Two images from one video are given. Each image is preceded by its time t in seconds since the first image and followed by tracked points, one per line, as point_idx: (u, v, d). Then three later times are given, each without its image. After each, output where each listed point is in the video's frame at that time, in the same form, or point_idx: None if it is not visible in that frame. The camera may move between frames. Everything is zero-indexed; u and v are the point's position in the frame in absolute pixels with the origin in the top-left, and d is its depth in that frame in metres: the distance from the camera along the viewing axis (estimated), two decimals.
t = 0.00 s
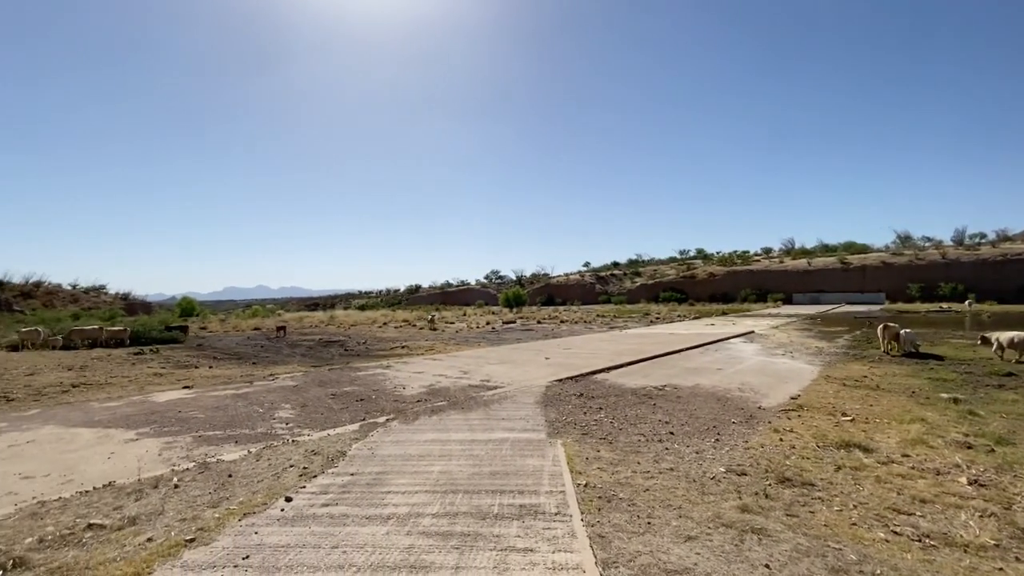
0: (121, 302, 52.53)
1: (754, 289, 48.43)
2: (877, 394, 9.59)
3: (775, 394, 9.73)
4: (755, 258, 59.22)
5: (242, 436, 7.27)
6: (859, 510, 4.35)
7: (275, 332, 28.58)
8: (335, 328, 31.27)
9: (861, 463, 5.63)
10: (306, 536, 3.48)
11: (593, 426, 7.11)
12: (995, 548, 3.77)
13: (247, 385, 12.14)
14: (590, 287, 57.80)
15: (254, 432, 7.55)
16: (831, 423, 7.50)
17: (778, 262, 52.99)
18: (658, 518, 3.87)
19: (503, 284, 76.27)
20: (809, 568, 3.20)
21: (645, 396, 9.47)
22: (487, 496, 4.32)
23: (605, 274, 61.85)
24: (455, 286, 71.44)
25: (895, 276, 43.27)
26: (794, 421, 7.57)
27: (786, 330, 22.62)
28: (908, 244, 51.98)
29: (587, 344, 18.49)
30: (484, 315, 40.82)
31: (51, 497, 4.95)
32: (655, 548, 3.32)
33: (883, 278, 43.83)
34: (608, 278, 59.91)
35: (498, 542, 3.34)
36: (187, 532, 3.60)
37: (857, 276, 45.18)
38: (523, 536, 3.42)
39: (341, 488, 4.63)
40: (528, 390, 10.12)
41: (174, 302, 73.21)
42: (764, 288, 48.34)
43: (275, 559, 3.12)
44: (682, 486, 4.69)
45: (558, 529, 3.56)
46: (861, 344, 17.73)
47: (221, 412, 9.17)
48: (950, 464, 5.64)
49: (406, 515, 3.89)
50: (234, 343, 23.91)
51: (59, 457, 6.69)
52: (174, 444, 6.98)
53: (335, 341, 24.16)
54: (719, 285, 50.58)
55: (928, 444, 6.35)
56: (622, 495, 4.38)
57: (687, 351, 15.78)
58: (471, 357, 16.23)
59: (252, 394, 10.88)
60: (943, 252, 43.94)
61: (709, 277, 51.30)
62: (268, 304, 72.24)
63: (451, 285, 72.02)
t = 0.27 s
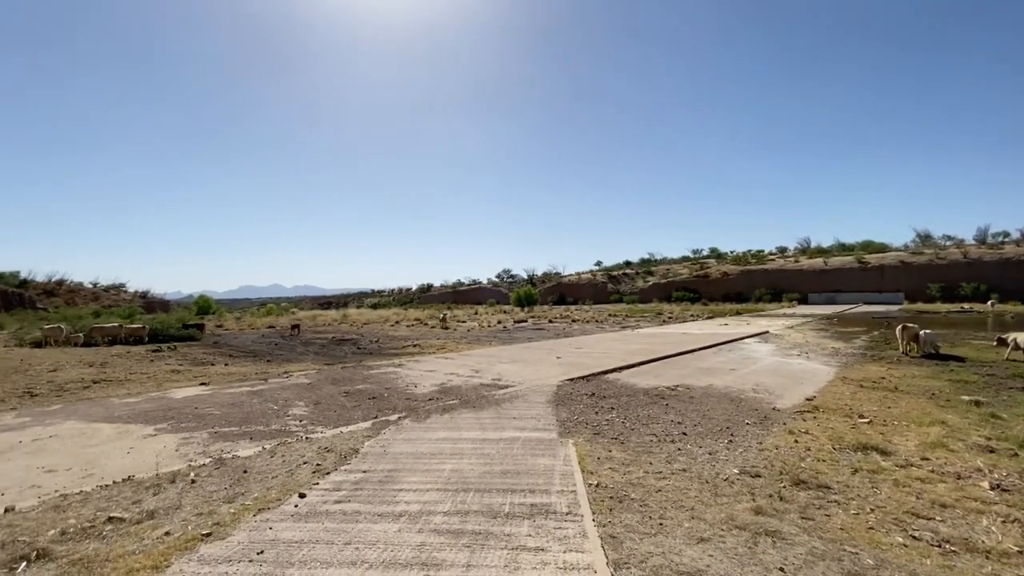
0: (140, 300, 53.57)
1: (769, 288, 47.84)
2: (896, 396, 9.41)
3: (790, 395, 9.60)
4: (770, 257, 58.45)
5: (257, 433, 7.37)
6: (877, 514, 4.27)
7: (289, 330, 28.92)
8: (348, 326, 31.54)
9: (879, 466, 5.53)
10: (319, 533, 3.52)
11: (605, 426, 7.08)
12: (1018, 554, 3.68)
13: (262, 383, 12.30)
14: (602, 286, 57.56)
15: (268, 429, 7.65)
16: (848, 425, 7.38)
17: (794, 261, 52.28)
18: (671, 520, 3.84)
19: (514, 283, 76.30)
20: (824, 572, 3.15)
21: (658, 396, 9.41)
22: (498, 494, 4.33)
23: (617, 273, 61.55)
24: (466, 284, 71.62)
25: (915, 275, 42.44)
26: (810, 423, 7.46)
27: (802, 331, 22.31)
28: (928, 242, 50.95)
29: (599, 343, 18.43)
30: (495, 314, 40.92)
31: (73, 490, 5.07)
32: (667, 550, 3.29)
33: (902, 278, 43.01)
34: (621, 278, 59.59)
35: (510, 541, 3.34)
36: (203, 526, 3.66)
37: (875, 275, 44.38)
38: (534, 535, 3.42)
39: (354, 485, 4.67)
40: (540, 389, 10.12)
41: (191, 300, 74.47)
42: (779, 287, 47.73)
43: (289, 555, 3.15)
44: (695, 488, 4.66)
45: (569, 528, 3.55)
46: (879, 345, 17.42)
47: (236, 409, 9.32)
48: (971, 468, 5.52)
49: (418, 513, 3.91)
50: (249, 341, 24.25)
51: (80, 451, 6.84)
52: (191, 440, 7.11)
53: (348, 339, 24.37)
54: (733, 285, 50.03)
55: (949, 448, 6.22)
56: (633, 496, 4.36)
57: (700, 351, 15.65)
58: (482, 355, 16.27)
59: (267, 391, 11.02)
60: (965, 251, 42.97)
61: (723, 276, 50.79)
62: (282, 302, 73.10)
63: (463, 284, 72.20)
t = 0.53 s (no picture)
0: (152, 298, 54.20)
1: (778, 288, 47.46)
2: (908, 397, 9.30)
3: (799, 395, 9.52)
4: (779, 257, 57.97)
5: (267, 430, 7.44)
6: (887, 516, 4.23)
7: (298, 328, 29.11)
8: (356, 325, 31.72)
9: (890, 468, 5.47)
10: (328, 529, 3.55)
11: (612, 425, 7.07)
12: None
13: (271, 380, 12.41)
14: (609, 285, 57.39)
15: (277, 426, 7.72)
16: (858, 426, 7.31)
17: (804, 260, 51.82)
18: (678, 519, 3.83)
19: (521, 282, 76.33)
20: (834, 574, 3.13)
21: (665, 395, 9.38)
22: (505, 493, 4.34)
23: (625, 272, 61.35)
24: (473, 283, 71.72)
25: (928, 275, 41.90)
26: (819, 424, 7.41)
27: (812, 330, 22.12)
28: (941, 242, 50.26)
29: (606, 343, 18.39)
30: (502, 313, 40.92)
31: (86, 485, 5.15)
32: (674, 549, 3.28)
33: (914, 278, 42.48)
34: (628, 277, 59.42)
35: (517, 540, 3.34)
36: (213, 522, 3.70)
37: (887, 275, 43.87)
38: (541, 534, 3.43)
39: (362, 482, 4.70)
40: (547, 388, 10.13)
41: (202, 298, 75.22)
42: (789, 287, 47.32)
43: (299, 551, 3.18)
44: (702, 487, 4.64)
45: (577, 527, 3.55)
46: (891, 345, 17.22)
47: (246, 406, 9.41)
48: (985, 470, 5.45)
49: (425, 510, 3.93)
50: (258, 339, 24.44)
51: (93, 447, 6.94)
52: (202, 436, 7.19)
53: (356, 337, 24.51)
54: (742, 284, 49.68)
55: (962, 450, 6.14)
56: (640, 495, 4.35)
57: (709, 351, 15.57)
58: (489, 354, 16.30)
59: (276, 388, 11.12)
60: (979, 251, 42.34)
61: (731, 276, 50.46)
62: (291, 300, 73.66)
63: (470, 283, 72.34)
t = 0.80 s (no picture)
0: (157, 296, 54.53)
1: (782, 287, 47.28)
2: (912, 397, 9.27)
3: (802, 394, 9.50)
4: (783, 256, 57.74)
5: (271, 427, 7.49)
6: (890, 515, 4.23)
7: (301, 326, 29.23)
8: (359, 323, 31.80)
9: (894, 467, 5.47)
10: (332, 525, 3.58)
11: (615, 423, 7.08)
12: None
13: (275, 378, 12.47)
14: (612, 284, 57.34)
15: (281, 423, 7.77)
16: (862, 425, 7.30)
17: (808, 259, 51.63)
18: (680, 517, 3.84)
19: (524, 281, 76.36)
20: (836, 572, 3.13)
21: (668, 394, 9.38)
22: (507, 490, 4.36)
23: (628, 271, 61.26)
24: (476, 281, 71.78)
25: (933, 274, 41.68)
26: (823, 423, 7.40)
27: (815, 329, 22.05)
28: (947, 240, 49.97)
29: (609, 341, 18.40)
30: (505, 311, 40.96)
31: (93, 481, 5.20)
32: (676, 546, 3.30)
33: (920, 276, 42.26)
34: (631, 275, 59.35)
35: (519, 536, 3.36)
36: (218, 517, 3.73)
37: (892, 274, 43.65)
38: (543, 531, 3.44)
39: (365, 479, 4.73)
40: (549, 386, 10.15)
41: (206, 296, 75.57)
42: (793, 285, 47.16)
43: (303, 547, 3.20)
44: (704, 486, 4.65)
45: (578, 524, 3.57)
46: (895, 344, 17.15)
47: (250, 403, 9.47)
48: (989, 470, 5.43)
49: (428, 507, 3.95)
50: (262, 337, 24.56)
51: (99, 443, 7.01)
52: (206, 433, 7.25)
53: (359, 335, 24.59)
54: (745, 283, 49.51)
55: (966, 449, 6.12)
56: (642, 493, 4.36)
57: (712, 349, 15.55)
58: (492, 352, 16.33)
59: (280, 386, 11.19)
60: (986, 249, 42.08)
61: (735, 274, 50.34)
62: (294, 297, 73.89)
63: (472, 281, 72.41)
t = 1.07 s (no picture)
0: (159, 294, 54.69)
1: (784, 285, 47.19)
2: (912, 394, 9.30)
3: (802, 392, 9.54)
4: (785, 253, 57.67)
5: (274, 424, 7.56)
6: (887, 510, 4.27)
7: (303, 324, 29.33)
8: (361, 321, 31.90)
9: (892, 463, 5.51)
10: (334, 519, 3.63)
11: (615, 420, 7.14)
12: None
13: (277, 375, 12.55)
14: (614, 282, 57.36)
15: (284, 420, 7.84)
16: (861, 422, 7.34)
17: (810, 257, 51.57)
18: (678, 512, 3.89)
19: (525, 279, 76.40)
20: (831, 565, 3.18)
21: (668, 391, 9.42)
22: (508, 485, 4.42)
23: (629, 269, 61.21)
24: (477, 280, 71.85)
25: (935, 272, 41.61)
26: (822, 420, 7.44)
27: (816, 327, 22.04)
28: (950, 238, 49.85)
29: (610, 339, 18.45)
30: (506, 309, 41.01)
31: (98, 476, 5.27)
32: (674, 540, 3.34)
33: (922, 274, 42.19)
34: (632, 273, 59.35)
35: (519, 530, 3.41)
36: (223, 512, 3.79)
37: (894, 272, 43.58)
38: (543, 525, 3.49)
39: (367, 474, 4.79)
40: (550, 383, 10.21)
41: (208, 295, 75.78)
42: (794, 283, 47.12)
43: (306, 540, 3.26)
44: (703, 481, 4.69)
45: (578, 519, 3.62)
46: (897, 342, 17.16)
47: (253, 400, 9.55)
48: (986, 466, 5.47)
49: (430, 502, 4.01)
50: (264, 334, 24.67)
51: (105, 440, 7.10)
52: (210, 430, 7.32)
53: (361, 333, 24.68)
54: (747, 281, 49.44)
55: (964, 446, 6.15)
56: (641, 489, 4.41)
57: (712, 347, 15.59)
58: (493, 350, 16.39)
59: (282, 383, 11.26)
60: (988, 247, 41.98)
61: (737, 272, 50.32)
62: (296, 295, 74.04)
63: (474, 279, 72.52)
